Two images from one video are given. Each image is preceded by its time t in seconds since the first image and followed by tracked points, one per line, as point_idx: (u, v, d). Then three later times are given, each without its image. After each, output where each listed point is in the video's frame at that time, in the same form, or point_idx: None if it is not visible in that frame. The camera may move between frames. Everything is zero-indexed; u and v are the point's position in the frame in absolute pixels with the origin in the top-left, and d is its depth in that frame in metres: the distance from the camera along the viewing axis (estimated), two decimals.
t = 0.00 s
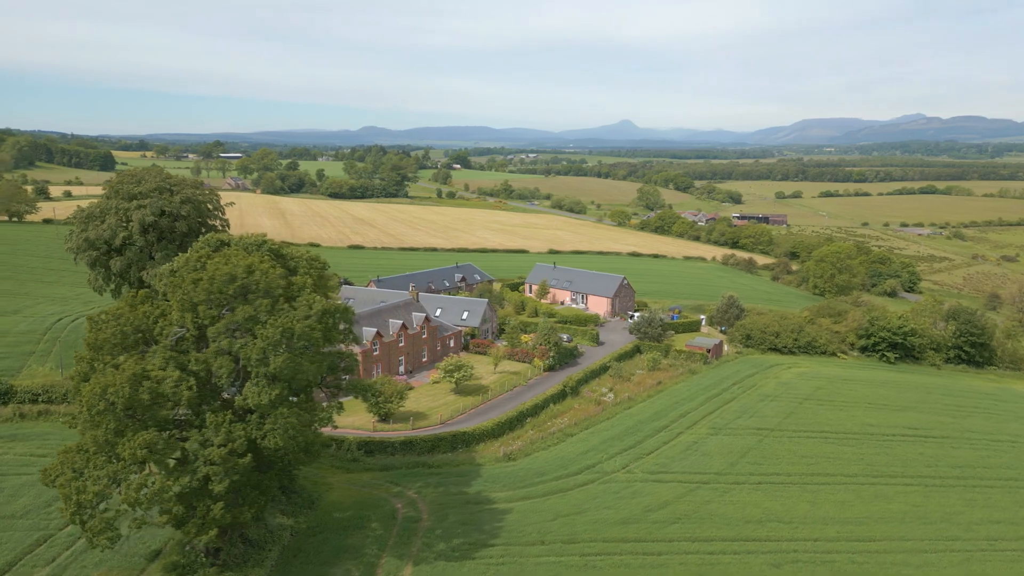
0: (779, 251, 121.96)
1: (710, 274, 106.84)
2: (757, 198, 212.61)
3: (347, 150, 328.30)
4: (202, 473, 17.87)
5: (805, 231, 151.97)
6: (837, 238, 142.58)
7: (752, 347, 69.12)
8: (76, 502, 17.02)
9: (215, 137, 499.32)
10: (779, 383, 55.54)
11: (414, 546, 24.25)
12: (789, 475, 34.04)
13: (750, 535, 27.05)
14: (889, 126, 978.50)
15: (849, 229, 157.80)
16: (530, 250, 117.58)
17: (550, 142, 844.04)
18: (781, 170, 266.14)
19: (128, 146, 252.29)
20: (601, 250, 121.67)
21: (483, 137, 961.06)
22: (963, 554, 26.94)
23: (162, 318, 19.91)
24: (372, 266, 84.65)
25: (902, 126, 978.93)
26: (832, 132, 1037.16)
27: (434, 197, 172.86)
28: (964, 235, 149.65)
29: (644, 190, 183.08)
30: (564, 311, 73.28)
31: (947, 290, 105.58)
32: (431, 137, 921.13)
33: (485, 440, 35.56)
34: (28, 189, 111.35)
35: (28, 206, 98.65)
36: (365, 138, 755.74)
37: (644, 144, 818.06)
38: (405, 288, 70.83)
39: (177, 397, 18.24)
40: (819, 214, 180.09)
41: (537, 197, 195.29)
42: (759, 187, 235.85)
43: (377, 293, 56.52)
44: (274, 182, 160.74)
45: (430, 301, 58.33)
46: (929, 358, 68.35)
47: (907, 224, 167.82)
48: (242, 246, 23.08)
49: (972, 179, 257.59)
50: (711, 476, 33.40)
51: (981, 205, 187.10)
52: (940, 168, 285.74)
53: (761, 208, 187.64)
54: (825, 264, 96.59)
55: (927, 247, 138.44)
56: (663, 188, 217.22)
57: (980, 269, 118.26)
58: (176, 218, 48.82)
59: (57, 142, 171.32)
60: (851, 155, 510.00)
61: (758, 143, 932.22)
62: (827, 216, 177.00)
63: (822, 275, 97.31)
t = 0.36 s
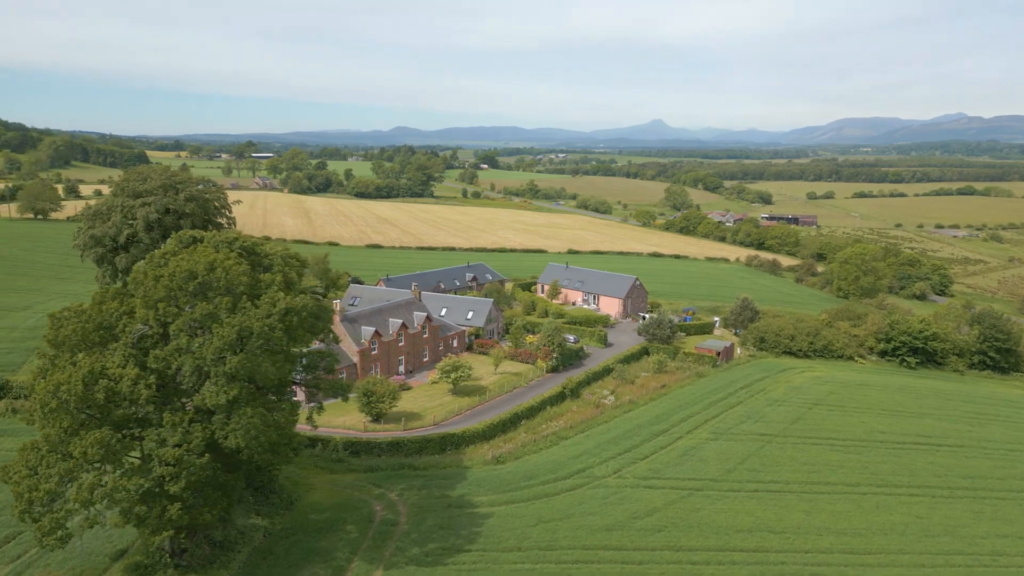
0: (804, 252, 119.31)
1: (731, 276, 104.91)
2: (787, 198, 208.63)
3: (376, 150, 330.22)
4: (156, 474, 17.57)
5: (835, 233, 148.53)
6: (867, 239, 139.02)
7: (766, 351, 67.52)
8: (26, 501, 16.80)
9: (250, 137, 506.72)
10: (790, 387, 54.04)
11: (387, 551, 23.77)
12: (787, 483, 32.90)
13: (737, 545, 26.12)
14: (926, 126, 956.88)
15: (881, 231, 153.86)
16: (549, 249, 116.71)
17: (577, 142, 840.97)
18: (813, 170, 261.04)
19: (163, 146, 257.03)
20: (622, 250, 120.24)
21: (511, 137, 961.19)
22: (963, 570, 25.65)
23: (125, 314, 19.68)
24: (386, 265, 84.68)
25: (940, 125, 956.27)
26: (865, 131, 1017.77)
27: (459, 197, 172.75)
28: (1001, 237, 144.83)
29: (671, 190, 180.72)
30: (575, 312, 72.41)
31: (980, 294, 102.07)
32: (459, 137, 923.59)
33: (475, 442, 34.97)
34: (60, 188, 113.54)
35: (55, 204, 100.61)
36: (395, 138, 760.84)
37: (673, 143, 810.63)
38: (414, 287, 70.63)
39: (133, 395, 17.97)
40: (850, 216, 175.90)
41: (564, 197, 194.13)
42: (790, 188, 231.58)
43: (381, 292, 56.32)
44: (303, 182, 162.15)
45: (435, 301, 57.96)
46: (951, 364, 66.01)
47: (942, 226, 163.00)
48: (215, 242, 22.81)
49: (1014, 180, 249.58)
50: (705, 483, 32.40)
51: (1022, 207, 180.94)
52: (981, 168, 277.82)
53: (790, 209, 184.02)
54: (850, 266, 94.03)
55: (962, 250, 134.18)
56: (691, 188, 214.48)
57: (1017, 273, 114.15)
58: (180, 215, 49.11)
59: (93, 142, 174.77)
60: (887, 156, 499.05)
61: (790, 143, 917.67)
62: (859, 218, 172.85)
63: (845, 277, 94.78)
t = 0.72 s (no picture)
0: (829, 254, 116.70)
1: (751, 277, 102.97)
2: (816, 199, 204.67)
3: (404, 150, 331.11)
4: (112, 473, 17.45)
5: (864, 234, 145.10)
6: (897, 241, 135.50)
7: (779, 354, 66.00)
8: None
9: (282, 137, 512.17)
10: (800, 391, 52.68)
11: (361, 554, 23.37)
12: (784, 491, 31.93)
13: (724, 555, 25.32)
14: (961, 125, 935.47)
15: (913, 233, 149.94)
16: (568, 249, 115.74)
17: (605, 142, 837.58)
18: (845, 170, 255.86)
19: (195, 147, 260.80)
20: (641, 251, 118.77)
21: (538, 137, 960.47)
22: None
23: (89, 312, 19.68)
24: (399, 265, 84.57)
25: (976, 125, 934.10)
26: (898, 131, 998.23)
27: (481, 197, 172.33)
28: None
29: (698, 190, 178.03)
30: (586, 313, 71.55)
31: (1012, 298, 98.76)
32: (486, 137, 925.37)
33: (466, 444, 34.44)
34: (90, 187, 114.85)
35: (79, 202, 102.12)
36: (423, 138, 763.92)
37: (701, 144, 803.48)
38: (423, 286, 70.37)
39: (90, 394, 17.89)
40: (881, 217, 171.83)
41: (588, 197, 192.79)
42: (820, 188, 227.16)
43: (385, 292, 56.11)
44: (327, 182, 163.08)
45: (440, 300, 57.58)
46: (973, 369, 63.85)
47: (977, 227, 158.36)
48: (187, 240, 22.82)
49: None
50: (698, 490, 31.54)
51: None
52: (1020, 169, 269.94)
53: (819, 210, 180.35)
54: (873, 268, 91.43)
55: (997, 252, 130.01)
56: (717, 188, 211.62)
57: None
58: (184, 213, 49.51)
59: (125, 142, 177.39)
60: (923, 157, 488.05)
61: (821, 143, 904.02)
62: (890, 219, 168.69)
63: (868, 279, 92.18)
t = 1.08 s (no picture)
0: (856, 255, 113.74)
1: (773, 279, 100.76)
2: (847, 199, 200.14)
3: (432, 150, 331.88)
4: (62, 474, 17.18)
5: (895, 235, 141.27)
6: (929, 243, 131.66)
7: (793, 358, 64.29)
8: None
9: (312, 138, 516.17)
10: (812, 396, 51.12)
11: (332, 559, 22.89)
12: (782, 500, 30.84)
13: (708, 567, 24.46)
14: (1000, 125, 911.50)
15: (947, 234, 145.59)
16: (587, 249, 114.47)
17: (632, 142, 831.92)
18: (879, 171, 249.99)
19: (227, 147, 263.92)
20: (661, 252, 117.05)
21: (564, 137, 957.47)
22: None
23: (52, 309, 19.51)
24: (413, 264, 84.31)
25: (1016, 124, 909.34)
26: (934, 131, 976.58)
27: (503, 196, 171.56)
28: None
29: (725, 190, 175.18)
30: (597, 314, 70.51)
31: None
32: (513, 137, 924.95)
33: (456, 447, 33.88)
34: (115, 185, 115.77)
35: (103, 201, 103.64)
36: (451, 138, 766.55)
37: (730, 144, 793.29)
38: (433, 285, 69.98)
39: (45, 392, 17.64)
40: (915, 218, 167.19)
41: (612, 197, 190.89)
42: (853, 189, 222.23)
43: (390, 291, 55.72)
44: (351, 181, 163.63)
45: (445, 299, 56.99)
46: (997, 375, 61.42)
47: (1015, 229, 153.29)
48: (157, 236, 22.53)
49: None
50: (691, 497, 30.59)
51: None
52: None
53: (850, 211, 176.22)
54: (898, 270, 88.04)
55: None
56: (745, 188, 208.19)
57: None
58: (188, 210, 49.62)
59: (158, 142, 180.31)
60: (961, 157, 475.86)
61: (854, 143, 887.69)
62: (924, 220, 164.05)
63: (894, 281, 88.88)
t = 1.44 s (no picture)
0: (884, 257, 110.58)
1: (795, 281, 98.46)
2: (880, 200, 195.22)
3: (460, 151, 332.37)
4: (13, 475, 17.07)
5: (927, 237, 137.22)
6: (962, 245, 127.56)
7: (807, 361, 62.44)
8: None
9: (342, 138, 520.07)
10: (823, 401, 49.58)
11: (302, 564, 22.46)
12: (779, 511, 29.68)
13: None
14: None
15: (982, 237, 140.98)
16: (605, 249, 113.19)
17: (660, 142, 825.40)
18: (914, 171, 243.82)
19: (258, 147, 266.47)
20: (682, 253, 115.21)
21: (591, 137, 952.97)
22: None
23: (14, 306, 19.50)
24: (426, 263, 84.06)
25: None
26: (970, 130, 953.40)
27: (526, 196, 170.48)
28: None
29: (752, 190, 172.10)
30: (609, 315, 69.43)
31: None
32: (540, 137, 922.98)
33: (445, 449, 33.33)
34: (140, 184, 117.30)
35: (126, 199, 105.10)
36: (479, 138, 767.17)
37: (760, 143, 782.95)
38: (442, 284, 69.59)
39: None
40: (950, 220, 162.23)
41: (637, 196, 188.68)
42: (886, 189, 216.82)
43: (395, 288, 55.35)
44: (375, 181, 164.02)
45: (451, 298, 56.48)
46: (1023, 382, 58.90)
47: None
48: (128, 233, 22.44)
49: None
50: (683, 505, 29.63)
51: None
52: None
53: (882, 211, 171.72)
54: (924, 271, 84.17)
55: None
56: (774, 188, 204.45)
57: None
58: (192, 208, 50.05)
59: (189, 142, 182.96)
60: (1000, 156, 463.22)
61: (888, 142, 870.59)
62: (959, 222, 159.13)
63: (919, 283, 84.86)
